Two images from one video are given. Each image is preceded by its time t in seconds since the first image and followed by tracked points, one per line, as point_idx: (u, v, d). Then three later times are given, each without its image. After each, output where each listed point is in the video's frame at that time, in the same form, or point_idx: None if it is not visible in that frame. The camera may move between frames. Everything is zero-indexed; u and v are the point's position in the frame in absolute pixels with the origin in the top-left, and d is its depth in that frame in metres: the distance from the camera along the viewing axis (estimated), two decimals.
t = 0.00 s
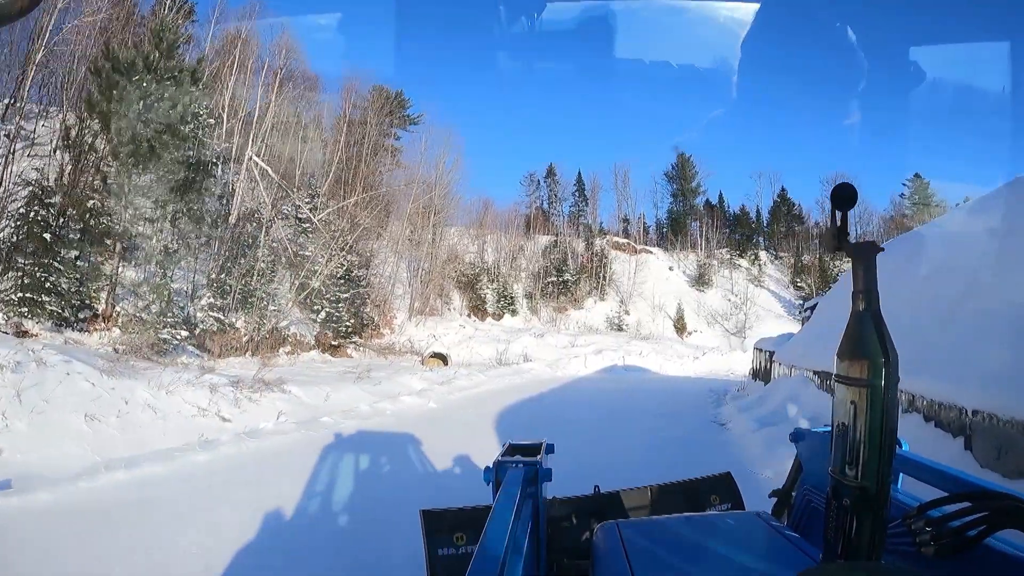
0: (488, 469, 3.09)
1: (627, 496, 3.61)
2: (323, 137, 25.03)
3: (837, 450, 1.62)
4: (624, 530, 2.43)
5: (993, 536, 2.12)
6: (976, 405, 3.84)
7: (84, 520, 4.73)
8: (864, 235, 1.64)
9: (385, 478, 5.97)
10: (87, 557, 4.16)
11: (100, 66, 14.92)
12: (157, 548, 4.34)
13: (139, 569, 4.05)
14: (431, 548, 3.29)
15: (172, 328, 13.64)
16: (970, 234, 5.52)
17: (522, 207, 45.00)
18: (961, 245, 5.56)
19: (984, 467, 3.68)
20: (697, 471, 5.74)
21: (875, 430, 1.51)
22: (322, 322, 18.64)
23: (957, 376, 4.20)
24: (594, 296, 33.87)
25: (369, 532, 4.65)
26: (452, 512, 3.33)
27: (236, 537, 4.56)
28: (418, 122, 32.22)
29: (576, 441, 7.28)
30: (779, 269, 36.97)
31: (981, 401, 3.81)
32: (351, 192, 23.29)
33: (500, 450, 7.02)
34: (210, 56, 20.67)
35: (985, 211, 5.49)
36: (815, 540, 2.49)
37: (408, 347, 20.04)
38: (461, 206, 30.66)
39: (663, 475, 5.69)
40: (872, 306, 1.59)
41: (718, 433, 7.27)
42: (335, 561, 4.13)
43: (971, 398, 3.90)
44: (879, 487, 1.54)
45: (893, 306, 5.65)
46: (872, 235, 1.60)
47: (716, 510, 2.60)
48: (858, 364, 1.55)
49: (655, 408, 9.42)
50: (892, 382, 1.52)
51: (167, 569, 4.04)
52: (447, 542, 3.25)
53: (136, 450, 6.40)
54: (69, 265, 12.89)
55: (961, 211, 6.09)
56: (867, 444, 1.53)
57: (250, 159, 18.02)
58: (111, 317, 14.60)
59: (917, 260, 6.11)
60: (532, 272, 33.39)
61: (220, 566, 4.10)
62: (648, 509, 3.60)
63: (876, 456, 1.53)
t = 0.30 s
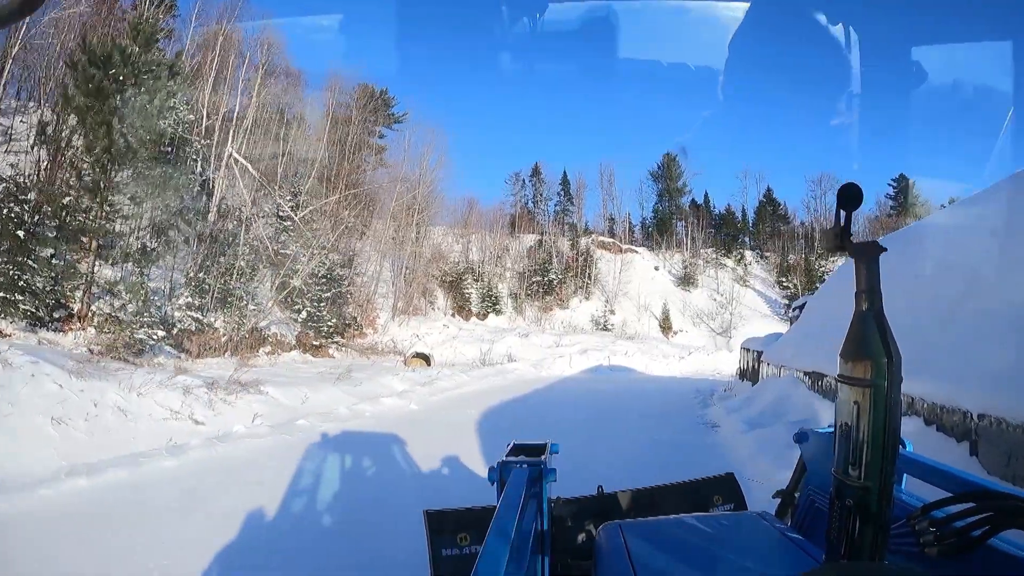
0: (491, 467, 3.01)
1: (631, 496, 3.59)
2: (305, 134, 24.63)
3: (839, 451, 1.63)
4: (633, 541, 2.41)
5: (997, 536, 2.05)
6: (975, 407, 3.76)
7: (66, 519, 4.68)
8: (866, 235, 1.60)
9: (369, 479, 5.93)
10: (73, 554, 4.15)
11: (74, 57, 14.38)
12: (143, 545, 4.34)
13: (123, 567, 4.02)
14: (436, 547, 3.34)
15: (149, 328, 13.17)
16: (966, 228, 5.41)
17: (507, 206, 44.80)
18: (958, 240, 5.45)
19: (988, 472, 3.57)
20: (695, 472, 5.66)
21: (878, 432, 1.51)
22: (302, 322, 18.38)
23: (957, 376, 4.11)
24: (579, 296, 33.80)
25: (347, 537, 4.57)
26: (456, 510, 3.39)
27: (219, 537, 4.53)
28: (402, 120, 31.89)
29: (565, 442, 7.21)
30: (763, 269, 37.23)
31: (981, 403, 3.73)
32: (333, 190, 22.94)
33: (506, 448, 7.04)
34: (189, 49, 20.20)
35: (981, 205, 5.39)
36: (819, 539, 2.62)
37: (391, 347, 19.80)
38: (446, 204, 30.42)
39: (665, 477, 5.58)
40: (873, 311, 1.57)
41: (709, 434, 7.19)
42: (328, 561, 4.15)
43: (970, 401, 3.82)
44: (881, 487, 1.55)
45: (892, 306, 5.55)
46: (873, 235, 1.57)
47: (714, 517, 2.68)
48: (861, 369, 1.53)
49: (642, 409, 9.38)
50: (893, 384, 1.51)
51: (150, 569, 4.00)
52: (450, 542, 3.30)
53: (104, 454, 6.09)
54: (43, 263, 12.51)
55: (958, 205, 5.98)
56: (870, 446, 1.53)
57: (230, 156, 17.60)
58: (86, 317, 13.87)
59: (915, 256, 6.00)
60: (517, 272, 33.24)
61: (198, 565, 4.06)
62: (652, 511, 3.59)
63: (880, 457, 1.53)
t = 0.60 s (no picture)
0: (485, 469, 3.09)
1: (624, 497, 3.55)
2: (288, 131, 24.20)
3: (834, 453, 1.53)
4: (630, 544, 2.26)
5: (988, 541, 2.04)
6: (973, 410, 3.68)
7: (57, 516, 4.66)
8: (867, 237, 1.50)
9: (361, 477, 5.90)
10: (67, 552, 4.15)
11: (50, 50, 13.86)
12: (134, 544, 4.32)
13: (116, 566, 4.02)
14: (430, 547, 3.33)
15: (126, 328, 12.75)
16: (968, 224, 5.29)
17: (493, 205, 44.55)
18: (959, 236, 5.34)
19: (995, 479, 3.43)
20: (689, 474, 5.55)
21: (874, 436, 1.41)
22: (285, 322, 18.08)
23: (955, 376, 4.01)
24: (566, 295, 33.70)
25: (328, 545, 4.44)
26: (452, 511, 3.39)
27: (207, 535, 4.52)
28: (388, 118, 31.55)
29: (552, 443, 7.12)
30: (749, 269, 37.39)
31: (978, 406, 3.64)
32: (316, 188, 22.58)
33: (501, 448, 7.07)
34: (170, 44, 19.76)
35: (982, 203, 5.28)
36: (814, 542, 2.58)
37: (374, 348, 19.54)
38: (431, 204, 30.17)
39: (659, 480, 5.47)
40: (872, 315, 1.47)
41: (698, 436, 7.09)
42: (314, 563, 4.12)
43: (967, 404, 3.74)
44: (877, 490, 1.45)
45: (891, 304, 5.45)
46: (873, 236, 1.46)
47: (707, 520, 2.55)
48: (858, 372, 1.44)
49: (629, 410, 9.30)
50: (893, 387, 1.41)
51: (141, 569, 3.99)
52: (446, 542, 3.27)
53: (72, 460, 5.81)
54: (18, 261, 12.16)
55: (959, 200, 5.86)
56: (866, 450, 1.42)
57: (211, 152, 17.22)
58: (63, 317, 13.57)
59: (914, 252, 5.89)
60: (503, 271, 33.06)
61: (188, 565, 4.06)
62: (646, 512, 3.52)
63: (875, 459, 1.42)
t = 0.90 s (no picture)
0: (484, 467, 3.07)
1: (622, 498, 3.47)
2: (273, 129, 23.85)
3: (833, 455, 1.44)
4: (627, 550, 2.11)
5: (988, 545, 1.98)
6: (977, 409, 3.60)
7: (53, 516, 4.63)
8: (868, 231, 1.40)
9: (356, 477, 5.88)
10: (62, 552, 4.12)
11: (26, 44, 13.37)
12: (131, 544, 4.29)
13: (108, 566, 3.98)
14: (429, 548, 3.24)
15: (105, 328, 12.44)
16: (973, 220, 5.20)
17: (480, 204, 44.34)
18: (963, 232, 5.25)
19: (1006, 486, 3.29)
20: (683, 475, 5.49)
21: (873, 439, 1.31)
22: (269, 322, 17.84)
23: (961, 375, 3.93)
24: (553, 294, 33.63)
25: (309, 549, 4.30)
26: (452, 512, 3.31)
27: (197, 534, 4.48)
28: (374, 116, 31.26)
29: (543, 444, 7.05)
30: (737, 269, 37.69)
31: (984, 406, 3.56)
32: (301, 186, 22.30)
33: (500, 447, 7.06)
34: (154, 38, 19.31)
35: (984, 200, 5.23)
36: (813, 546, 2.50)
37: (359, 348, 19.35)
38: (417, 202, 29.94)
39: (653, 481, 5.39)
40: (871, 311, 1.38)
41: (689, 438, 7.01)
42: (296, 568, 4.01)
43: (970, 404, 3.67)
44: (876, 494, 1.36)
45: (893, 301, 5.37)
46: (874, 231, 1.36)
47: (704, 521, 2.44)
48: (856, 370, 1.34)
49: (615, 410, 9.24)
50: (892, 390, 1.31)
51: (132, 569, 3.95)
52: (445, 543, 3.22)
53: (42, 465, 5.56)
54: None
55: (963, 195, 5.77)
56: (863, 453, 1.33)
57: (192, 149, 16.87)
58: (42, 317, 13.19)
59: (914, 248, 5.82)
60: (490, 271, 32.92)
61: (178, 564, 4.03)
62: (644, 511, 3.42)
63: (874, 460, 1.33)
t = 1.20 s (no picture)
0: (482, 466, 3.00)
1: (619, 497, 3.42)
2: (259, 127, 23.52)
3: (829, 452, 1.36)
4: (627, 557, 1.99)
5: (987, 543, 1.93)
6: (981, 411, 3.45)
7: (52, 516, 4.59)
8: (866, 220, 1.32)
9: (348, 478, 5.81)
10: (61, 553, 4.08)
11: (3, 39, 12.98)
12: (132, 543, 4.26)
13: (98, 566, 3.94)
14: (428, 548, 3.14)
15: (84, 329, 12.18)
16: (976, 214, 5.06)
17: (468, 203, 44.13)
18: (961, 228, 5.17)
19: None
20: (677, 477, 5.44)
21: (869, 436, 1.23)
22: (252, 322, 17.59)
23: (965, 375, 3.78)
24: (542, 294, 33.54)
25: (295, 552, 4.20)
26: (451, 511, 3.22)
27: (186, 535, 4.43)
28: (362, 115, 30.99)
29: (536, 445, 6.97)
30: (726, 269, 37.83)
31: (987, 409, 3.41)
32: (288, 185, 22.03)
33: (497, 448, 7.01)
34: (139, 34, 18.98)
35: (979, 195, 5.20)
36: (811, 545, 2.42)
37: (345, 348, 19.15)
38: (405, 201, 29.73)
39: (647, 481, 5.35)
40: (870, 309, 1.29)
41: (681, 439, 6.94)
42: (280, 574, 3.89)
43: (973, 406, 3.51)
44: (874, 492, 1.28)
45: (896, 301, 5.24)
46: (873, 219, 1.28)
47: (698, 521, 2.35)
48: (854, 368, 1.26)
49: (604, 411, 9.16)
50: (889, 385, 1.23)
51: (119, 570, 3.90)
52: (443, 543, 3.12)
53: (13, 470, 5.29)
54: None
55: (964, 187, 5.64)
56: (861, 450, 1.25)
57: (176, 148, 16.56)
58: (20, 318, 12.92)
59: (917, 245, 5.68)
60: (479, 271, 32.76)
61: (167, 563, 3.98)
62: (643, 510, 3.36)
63: (872, 459, 1.25)
